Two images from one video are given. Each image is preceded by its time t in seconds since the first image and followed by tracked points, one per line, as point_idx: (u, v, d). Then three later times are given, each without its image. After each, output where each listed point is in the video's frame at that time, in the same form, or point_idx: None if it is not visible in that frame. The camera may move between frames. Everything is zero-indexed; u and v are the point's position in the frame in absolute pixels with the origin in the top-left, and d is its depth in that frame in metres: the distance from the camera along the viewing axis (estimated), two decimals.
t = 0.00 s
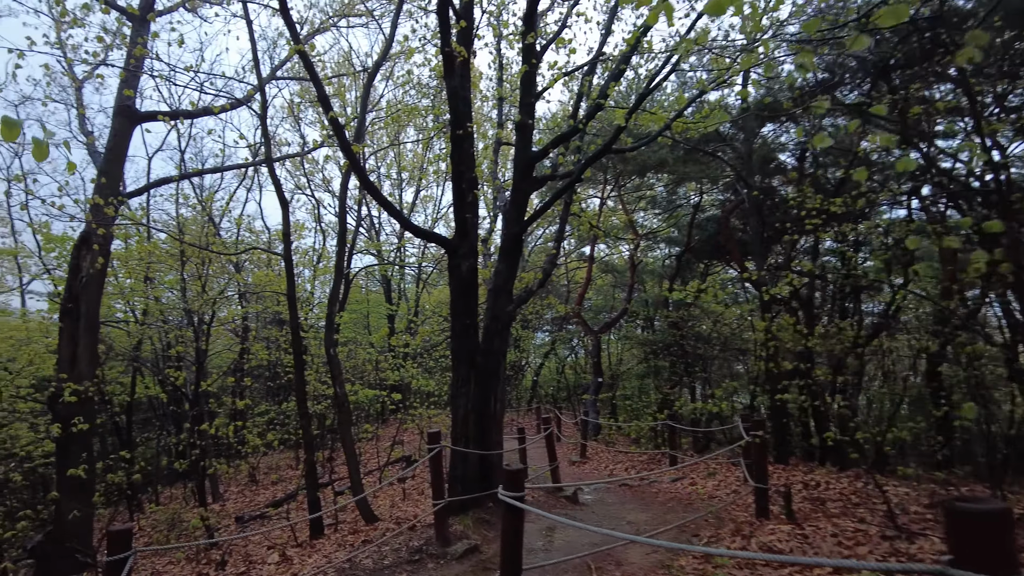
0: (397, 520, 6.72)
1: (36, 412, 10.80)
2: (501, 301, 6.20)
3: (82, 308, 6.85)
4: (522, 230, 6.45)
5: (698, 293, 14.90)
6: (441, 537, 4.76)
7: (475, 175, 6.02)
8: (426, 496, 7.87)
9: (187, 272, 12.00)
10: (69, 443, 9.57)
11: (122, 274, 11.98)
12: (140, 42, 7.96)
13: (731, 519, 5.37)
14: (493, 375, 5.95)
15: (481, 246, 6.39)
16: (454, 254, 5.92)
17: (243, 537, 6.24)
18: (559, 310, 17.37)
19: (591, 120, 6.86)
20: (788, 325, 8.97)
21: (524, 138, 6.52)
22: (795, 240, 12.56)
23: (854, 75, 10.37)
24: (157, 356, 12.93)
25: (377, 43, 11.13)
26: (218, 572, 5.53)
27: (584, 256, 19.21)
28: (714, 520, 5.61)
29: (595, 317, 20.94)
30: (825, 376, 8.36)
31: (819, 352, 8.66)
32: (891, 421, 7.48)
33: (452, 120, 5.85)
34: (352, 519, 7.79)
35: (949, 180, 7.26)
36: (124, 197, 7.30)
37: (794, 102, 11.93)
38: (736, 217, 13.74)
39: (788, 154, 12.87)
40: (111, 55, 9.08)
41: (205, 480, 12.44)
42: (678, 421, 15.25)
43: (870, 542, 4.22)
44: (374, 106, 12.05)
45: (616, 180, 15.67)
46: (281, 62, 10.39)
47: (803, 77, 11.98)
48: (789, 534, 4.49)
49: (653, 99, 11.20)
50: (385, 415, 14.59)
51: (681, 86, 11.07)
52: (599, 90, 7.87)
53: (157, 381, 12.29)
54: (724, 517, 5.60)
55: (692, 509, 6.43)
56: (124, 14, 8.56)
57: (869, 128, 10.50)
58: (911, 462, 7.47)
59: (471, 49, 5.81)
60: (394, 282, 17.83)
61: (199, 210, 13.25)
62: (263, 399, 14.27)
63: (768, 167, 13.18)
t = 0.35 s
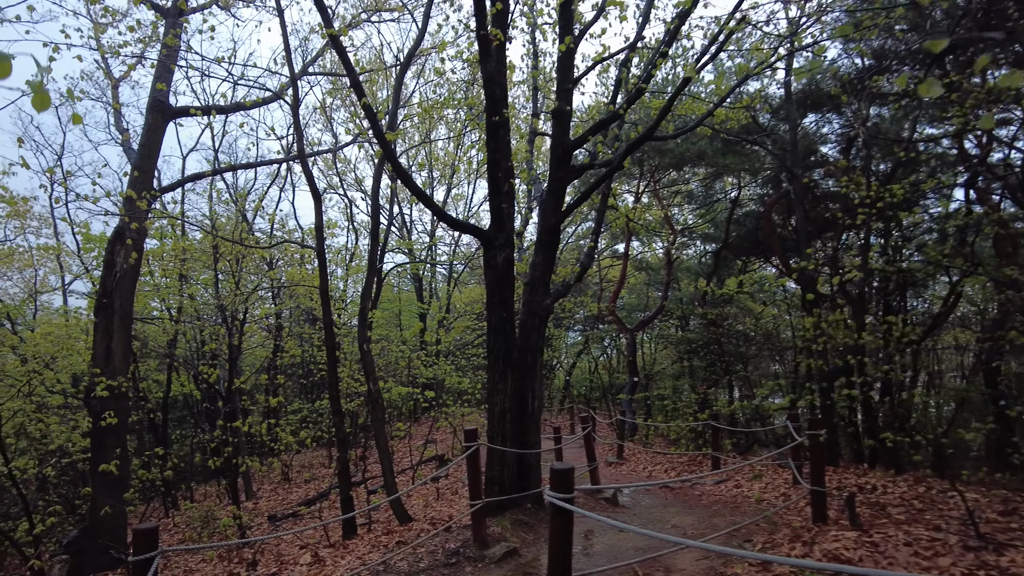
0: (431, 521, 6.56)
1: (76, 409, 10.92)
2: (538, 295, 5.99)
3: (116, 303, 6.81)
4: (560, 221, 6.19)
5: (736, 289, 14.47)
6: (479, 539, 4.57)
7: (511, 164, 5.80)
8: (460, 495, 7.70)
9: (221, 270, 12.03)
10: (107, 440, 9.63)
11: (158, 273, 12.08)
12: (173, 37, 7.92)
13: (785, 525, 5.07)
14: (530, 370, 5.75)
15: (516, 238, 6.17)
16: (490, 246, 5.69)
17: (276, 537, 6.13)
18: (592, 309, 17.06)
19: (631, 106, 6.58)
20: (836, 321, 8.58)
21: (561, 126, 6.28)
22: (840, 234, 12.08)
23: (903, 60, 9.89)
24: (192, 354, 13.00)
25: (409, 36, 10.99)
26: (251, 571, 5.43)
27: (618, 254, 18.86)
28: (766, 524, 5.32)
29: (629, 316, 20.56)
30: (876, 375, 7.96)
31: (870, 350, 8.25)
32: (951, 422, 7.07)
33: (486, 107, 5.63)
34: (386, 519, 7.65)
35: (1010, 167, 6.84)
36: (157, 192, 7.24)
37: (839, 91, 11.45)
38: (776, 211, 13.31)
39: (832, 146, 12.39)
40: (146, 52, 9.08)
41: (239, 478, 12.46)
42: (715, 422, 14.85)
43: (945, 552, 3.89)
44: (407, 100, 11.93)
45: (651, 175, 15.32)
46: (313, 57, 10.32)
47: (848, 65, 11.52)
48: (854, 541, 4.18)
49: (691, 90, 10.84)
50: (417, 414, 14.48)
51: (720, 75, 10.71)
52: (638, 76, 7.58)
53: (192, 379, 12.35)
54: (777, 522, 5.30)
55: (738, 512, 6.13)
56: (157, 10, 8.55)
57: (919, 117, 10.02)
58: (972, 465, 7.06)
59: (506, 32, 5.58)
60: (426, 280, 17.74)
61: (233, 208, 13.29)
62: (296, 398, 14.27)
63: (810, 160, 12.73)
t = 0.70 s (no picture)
0: (454, 526, 6.36)
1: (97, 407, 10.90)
2: (565, 291, 5.76)
3: (134, 301, 6.70)
4: (588, 213, 5.93)
5: (766, 287, 14.08)
6: (505, 548, 4.35)
7: (537, 154, 5.56)
8: (484, 499, 7.49)
9: (242, 269, 11.96)
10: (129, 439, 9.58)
11: (180, 271, 12.05)
12: (192, 30, 7.81)
13: (831, 535, 4.77)
14: (557, 369, 5.51)
15: (542, 232, 5.92)
16: (515, 240, 5.45)
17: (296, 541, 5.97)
18: (616, 308, 16.76)
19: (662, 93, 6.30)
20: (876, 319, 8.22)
21: (589, 115, 6.03)
22: (875, 230, 11.66)
23: (944, 49, 9.47)
24: (213, 353, 12.96)
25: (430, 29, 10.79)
26: None
27: (643, 252, 18.52)
28: (809, 534, 5.02)
29: (654, 316, 20.20)
30: (920, 375, 7.60)
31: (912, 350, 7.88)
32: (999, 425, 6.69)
33: (511, 94, 5.40)
34: (408, 522, 7.46)
35: None
36: (175, 188, 7.13)
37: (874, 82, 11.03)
38: (808, 206, 12.89)
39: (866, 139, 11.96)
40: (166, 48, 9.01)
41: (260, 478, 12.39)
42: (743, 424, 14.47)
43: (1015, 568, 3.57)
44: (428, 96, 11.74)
45: (677, 170, 14.99)
46: (333, 52, 10.16)
47: (885, 54, 11.08)
48: (915, 556, 3.86)
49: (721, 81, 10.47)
50: (439, 414, 14.29)
51: (751, 66, 10.36)
52: (669, 65, 7.27)
53: (213, 377, 12.30)
54: (820, 531, 5.00)
55: (777, 519, 5.84)
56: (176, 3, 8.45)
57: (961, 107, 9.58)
58: None
59: (532, 15, 5.34)
60: (448, 279, 17.56)
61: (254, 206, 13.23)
62: (318, 398, 14.20)
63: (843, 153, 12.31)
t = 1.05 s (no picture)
0: (464, 529, 6.11)
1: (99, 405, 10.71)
2: (580, 281, 5.49)
3: (131, 293, 6.46)
4: (602, 199, 5.65)
5: (781, 283, 13.75)
6: (519, 552, 4.09)
7: (549, 137, 5.29)
8: (493, 500, 7.23)
9: (247, 263, 11.76)
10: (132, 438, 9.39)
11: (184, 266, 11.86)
12: (192, 14, 7.58)
13: (866, 540, 4.48)
14: (571, 363, 5.24)
15: (555, 219, 5.64)
16: (526, 226, 5.18)
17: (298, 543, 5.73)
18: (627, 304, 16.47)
19: (680, 75, 6.03)
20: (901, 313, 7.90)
21: (604, 97, 5.76)
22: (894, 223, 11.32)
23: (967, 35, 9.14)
24: (218, 350, 12.77)
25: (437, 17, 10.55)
26: None
27: (654, 248, 18.20)
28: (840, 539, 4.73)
29: (664, 314, 19.88)
30: (949, 371, 7.28)
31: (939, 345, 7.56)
32: None
33: (523, 72, 5.13)
34: (415, 523, 7.22)
35: None
36: (175, 178, 6.90)
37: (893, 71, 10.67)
38: (825, 199, 12.56)
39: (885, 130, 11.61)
40: (168, 38, 8.79)
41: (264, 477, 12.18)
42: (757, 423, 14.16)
43: None
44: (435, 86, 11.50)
45: (689, 165, 14.69)
46: (338, 40, 9.93)
47: (906, 41, 10.74)
48: (968, 565, 3.57)
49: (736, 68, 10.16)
50: (446, 412, 14.04)
51: (768, 54, 10.04)
52: (686, 46, 6.98)
53: (217, 375, 12.09)
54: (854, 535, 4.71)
55: (803, 521, 5.54)
56: None
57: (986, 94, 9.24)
58: None
59: None
60: (456, 276, 17.31)
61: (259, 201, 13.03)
62: (324, 396, 13.98)
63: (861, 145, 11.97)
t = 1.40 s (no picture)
0: (472, 534, 5.88)
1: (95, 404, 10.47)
2: (595, 274, 5.23)
3: (126, 287, 6.21)
4: (618, 188, 5.39)
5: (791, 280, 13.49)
6: (535, 561, 3.86)
7: (564, 122, 5.02)
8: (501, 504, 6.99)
9: (246, 260, 11.51)
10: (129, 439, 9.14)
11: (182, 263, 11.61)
12: None
13: (901, 547, 4.25)
14: (585, 361, 4.99)
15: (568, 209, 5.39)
16: (539, 216, 4.93)
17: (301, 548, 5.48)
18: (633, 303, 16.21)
19: (699, 60, 5.77)
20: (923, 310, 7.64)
21: (620, 82, 5.51)
22: (908, 220, 11.07)
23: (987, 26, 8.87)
24: (217, 348, 12.53)
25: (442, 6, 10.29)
26: None
27: (659, 246, 17.93)
28: (872, 546, 4.50)
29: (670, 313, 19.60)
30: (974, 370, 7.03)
31: (960, 344, 7.30)
32: None
33: (537, 54, 4.88)
34: (420, 527, 6.98)
35: None
36: (171, 168, 6.64)
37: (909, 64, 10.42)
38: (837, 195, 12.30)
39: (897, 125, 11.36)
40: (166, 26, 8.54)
41: (264, 478, 11.95)
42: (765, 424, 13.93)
43: None
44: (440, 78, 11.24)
45: (696, 160, 14.44)
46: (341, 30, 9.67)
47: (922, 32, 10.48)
48: None
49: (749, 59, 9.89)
50: (450, 412, 13.79)
51: (781, 45, 9.78)
52: (703, 31, 6.71)
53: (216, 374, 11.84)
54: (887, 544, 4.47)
55: (827, 526, 5.31)
56: None
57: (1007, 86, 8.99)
58: None
59: None
60: (459, 274, 17.05)
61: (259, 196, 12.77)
62: (325, 395, 13.71)
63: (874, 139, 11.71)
